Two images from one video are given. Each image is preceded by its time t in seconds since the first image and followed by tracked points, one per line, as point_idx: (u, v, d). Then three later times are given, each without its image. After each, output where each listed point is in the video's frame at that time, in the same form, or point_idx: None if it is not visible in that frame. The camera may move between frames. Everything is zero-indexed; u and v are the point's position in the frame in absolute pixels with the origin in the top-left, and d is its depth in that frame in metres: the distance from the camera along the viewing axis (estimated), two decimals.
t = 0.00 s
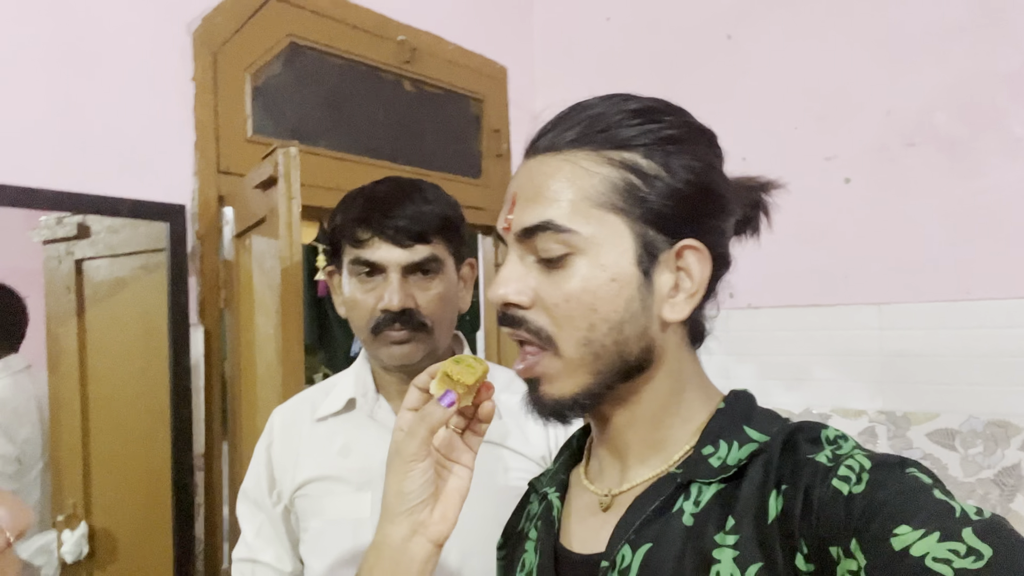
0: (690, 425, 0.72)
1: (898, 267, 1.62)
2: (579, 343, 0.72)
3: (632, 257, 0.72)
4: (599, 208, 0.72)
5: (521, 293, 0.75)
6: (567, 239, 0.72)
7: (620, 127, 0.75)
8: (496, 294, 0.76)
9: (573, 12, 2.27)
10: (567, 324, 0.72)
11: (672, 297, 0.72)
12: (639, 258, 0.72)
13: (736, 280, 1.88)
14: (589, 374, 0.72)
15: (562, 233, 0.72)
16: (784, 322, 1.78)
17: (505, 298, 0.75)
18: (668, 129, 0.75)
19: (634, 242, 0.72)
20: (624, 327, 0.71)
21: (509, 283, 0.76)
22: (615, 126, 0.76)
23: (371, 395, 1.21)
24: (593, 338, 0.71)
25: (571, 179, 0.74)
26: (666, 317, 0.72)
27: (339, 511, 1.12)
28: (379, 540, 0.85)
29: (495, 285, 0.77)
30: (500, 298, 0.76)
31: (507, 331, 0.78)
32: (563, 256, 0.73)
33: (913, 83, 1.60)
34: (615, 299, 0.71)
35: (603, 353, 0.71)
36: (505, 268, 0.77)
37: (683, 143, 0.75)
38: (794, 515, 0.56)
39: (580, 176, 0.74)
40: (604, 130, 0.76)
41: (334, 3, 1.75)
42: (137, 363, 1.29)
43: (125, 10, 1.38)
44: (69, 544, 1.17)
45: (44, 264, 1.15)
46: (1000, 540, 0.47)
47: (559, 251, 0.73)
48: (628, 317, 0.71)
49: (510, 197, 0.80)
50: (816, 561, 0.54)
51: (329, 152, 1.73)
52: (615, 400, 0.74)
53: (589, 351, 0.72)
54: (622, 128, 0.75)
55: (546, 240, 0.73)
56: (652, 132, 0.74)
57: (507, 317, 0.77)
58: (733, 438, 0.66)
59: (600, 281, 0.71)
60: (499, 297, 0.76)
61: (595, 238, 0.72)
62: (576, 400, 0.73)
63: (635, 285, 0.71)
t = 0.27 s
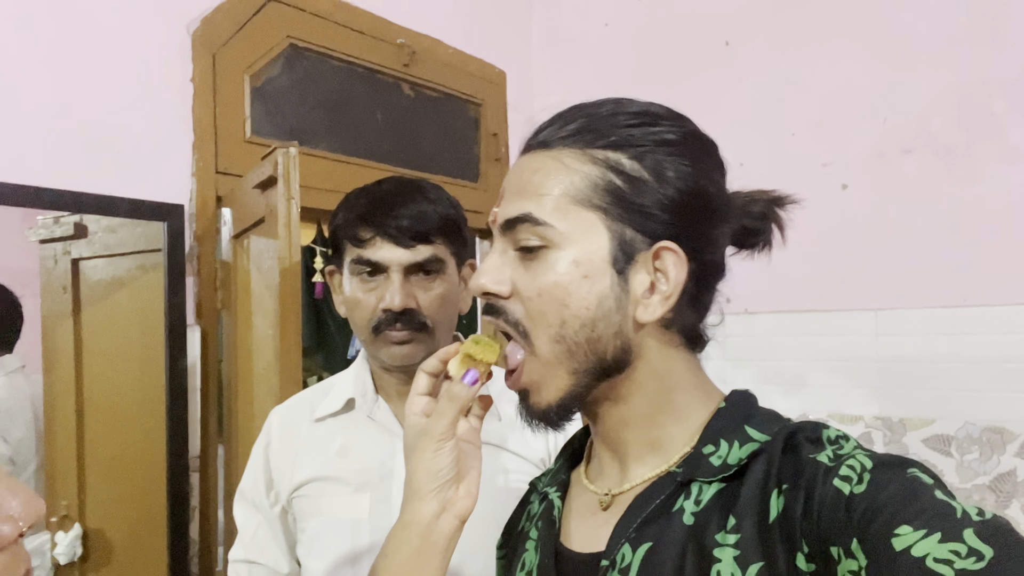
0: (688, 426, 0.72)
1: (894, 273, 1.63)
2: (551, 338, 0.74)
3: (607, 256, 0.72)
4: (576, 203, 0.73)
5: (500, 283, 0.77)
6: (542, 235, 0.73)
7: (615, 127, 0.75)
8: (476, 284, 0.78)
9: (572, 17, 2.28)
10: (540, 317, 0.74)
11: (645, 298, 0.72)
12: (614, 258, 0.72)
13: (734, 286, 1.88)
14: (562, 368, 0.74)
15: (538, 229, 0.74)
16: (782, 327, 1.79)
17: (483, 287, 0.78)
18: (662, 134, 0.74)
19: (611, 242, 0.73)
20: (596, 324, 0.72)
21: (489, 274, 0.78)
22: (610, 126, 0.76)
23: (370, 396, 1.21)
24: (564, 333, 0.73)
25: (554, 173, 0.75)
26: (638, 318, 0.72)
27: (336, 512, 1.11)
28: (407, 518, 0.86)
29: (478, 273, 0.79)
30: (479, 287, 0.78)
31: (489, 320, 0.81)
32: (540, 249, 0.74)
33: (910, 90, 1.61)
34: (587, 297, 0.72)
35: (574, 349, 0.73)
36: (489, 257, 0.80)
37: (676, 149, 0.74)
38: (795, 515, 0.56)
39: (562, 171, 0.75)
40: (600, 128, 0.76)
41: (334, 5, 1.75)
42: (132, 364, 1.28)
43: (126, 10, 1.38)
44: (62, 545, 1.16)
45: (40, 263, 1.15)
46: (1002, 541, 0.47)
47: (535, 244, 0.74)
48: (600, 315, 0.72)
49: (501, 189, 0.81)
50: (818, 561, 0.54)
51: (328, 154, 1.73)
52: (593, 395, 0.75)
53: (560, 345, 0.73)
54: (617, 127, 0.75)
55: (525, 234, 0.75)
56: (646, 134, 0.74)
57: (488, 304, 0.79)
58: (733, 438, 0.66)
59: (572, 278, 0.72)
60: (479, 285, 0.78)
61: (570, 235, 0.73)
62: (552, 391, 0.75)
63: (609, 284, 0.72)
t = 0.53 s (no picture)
0: (687, 425, 0.72)
1: (896, 275, 1.63)
2: (541, 339, 0.74)
3: (594, 257, 0.73)
4: (561, 205, 0.73)
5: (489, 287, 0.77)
6: (529, 237, 0.74)
7: (602, 128, 0.75)
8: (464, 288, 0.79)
9: (574, 17, 2.28)
10: (528, 319, 0.74)
11: (633, 298, 0.72)
12: (602, 258, 0.73)
13: (735, 287, 1.88)
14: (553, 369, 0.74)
15: (524, 232, 0.74)
16: (783, 328, 1.79)
17: (472, 290, 0.78)
18: (649, 135, 0.74)
19: (598, 243, 0.73)
20: (583, 324, 0.73)
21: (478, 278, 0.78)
22: (599, 127, 0.75)
23: (375, 394, 1.20)
24: (552, 335, 0.73)
25: (539, 176, 0.75)
26: (626, 318, 0.72)
27: (340, 511, 1.11)
28: (426, 505, 0.86)
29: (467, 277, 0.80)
30: (468, 290, 0.78)
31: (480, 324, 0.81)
32: (527, 252, 0.74)
33: (913, 92, 1.61)
34: (573, 298, 0.72)
35: (563, 350, 0.73)
36: (478, 261, 0.80)
37: (664, 150, 0.74)
38: (796, 512, 0.56)
39: (547, 174, 0.75)
40: (587, 129, 0.76)
41: (337, 4, 1.75)
42: (134, 361, 1.29)
43: (129, 7, 1.38)
44: (62, 542, 1.15)
45: (41, 261, 1.13)
46: (1003, 537, 0.46)
47: (522, 247, 0.75)
48: (587, 315, 0.72)
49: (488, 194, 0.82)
50: (818, 558, 0.54)
51: (330, 152, 1.73)
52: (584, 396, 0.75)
53: (550, 346, 0.74)
54: (605, 128, 0.75)
55: (512, 238, 0.75)
56: (633, 136, 0.74)
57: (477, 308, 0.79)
58: (733, 435, 0.66)
59: (559, 279, 0.72)
60: (467, 289, 0.78)
61: (555, 237, 0.73)
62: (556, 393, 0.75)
63: (596, 284, 0.72)
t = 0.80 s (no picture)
0: (689, 425, 0.71)
1: (894, 275, 1.63)
2: (542, 341, 0.74)
3: (596, 259, 0.72)
4: (563, 209, 0.73)
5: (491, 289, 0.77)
6: (531, 240, 0.74)
7: (602, 129, 0.75)
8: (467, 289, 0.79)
9: (574, 16, 2.28)
10: (530, 322, 0.74)
11: (636, 300, 0.72)
12: (604, 260, 0.72)
13: (734, 286, 1.88)
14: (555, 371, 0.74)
15: (526, 235, 0.74)
16: (781, 328, 1.79)
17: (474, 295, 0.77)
18: (648, 136, 0.74)
19: (599, 244, 0.73)
20: (586, 327, 0.72)
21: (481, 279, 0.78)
22: (597, 128, 0.75)
23: (377, 392, 1.19)
24: (554, 337, 0.73)
25: (541, 180, 0.75)
26: (629, 320, 0.72)
27: (341, 510, 1.11)
28: (425, 502, 0.86)
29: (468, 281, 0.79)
30: (470, 295, 0.78)
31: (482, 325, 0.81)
32: (529, 257, 0.74)
33: (912, 93, 1.61)
34: (576, 300, 0.72)
35: (565, 352, 0.73)
36: (480, 265, 0.80)
37: (665, 150, 0.73)
38: (798, 511, 0.55)
39: (548, 178, 0.75)
40: (586, 130, 0.76)
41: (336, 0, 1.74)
42: (131, 358, 1.28)
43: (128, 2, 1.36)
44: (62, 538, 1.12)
45: (38, 257, 1.12)
46: (1009, 535, 0.46)
47: (524, 251, 0.74)
48: (590, 318, 0.72)
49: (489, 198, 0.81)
50: (822, 557, 0.53)
51: (329, 149, 1.73)
52: (588, 398, 0.74)
53: (551, 348, 0.73)
54: (604, 129, 0.75)
55: (514, 241, 0.75)
56: (632, 136, 0.74)
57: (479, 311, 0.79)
58: (735, 433, 0.66)
59: (561, 281, 0.72)
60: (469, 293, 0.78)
61: (557, 240, 0.73)
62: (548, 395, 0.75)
63: (599, 287, 0.72)
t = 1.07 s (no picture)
0: (693, 428, 0.71)
1: (896, 277, 1.63)
2: (547, 336, 0.73)
3: (606, 258, 0.72)
4: (574, 207, 0.73)
5: (497, 282, 0.76)
6: (541, 236, 0.73)
7: (612, 128, 0.75)
8: (473, 283, 0.78)
9: (576, 18, 2.28)
10: (535, 316, 0.73)
11: (646, 300, 0.72)
12: (613, 259, 0.72)
13: (736, 288, 1.88)
14: (560, 367, 0.73)
15: (536, 231, 0.73)
16: (783, 330, 1.79)
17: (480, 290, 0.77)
18: (659, 136, 0.74)
19: (609, 243, 0.72)
20: (594, 324, 0.72)
21: (488, 272, 0.77)
22: (608, 129, 0.75)
23: (381, 393, 1.19)
24: (559, 333, 0.72)
25: (552, 179, 0.75)
26: (639, 320, 0.72)
27: (345, 511, 1.11)
28: (423, 493, 0.86)
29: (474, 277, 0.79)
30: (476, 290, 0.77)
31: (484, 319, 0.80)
32: (538, 254, 0.74)
33: (914, 95, 1.61)
34: (583, 297, 0.72)
35: (570, 349, 0.72)
36: (485, 262, 0.79)
37: (675, 150, 0.74)
38: (801, 514, 0.55)
39: (559, 177, 0.74)
40: (595, 130, 0.76)
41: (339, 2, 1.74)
42: (134, 360, 1.28)
43: (131, 4, 1.37)
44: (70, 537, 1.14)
45: (41, 258, 1.12)
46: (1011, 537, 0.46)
47: (532, 248, 0.74)
48: (597, 316, 0.72)
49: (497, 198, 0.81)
50: (824, 559, 0.53)
51: (331, 151, 1.73)
52: (594, 396, 0.74)
53: (555, 343, 0.72)
54: (614, 129, 0.75)
55: (523, 236, 0.75)
56: (642, 136, 0.74)
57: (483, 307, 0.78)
58: (737, 436, 0.65)
59: (569, 278, 0.72)
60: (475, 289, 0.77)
61: (567, 237, 0.73)
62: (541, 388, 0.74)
63: (607, 286, 0.72)
